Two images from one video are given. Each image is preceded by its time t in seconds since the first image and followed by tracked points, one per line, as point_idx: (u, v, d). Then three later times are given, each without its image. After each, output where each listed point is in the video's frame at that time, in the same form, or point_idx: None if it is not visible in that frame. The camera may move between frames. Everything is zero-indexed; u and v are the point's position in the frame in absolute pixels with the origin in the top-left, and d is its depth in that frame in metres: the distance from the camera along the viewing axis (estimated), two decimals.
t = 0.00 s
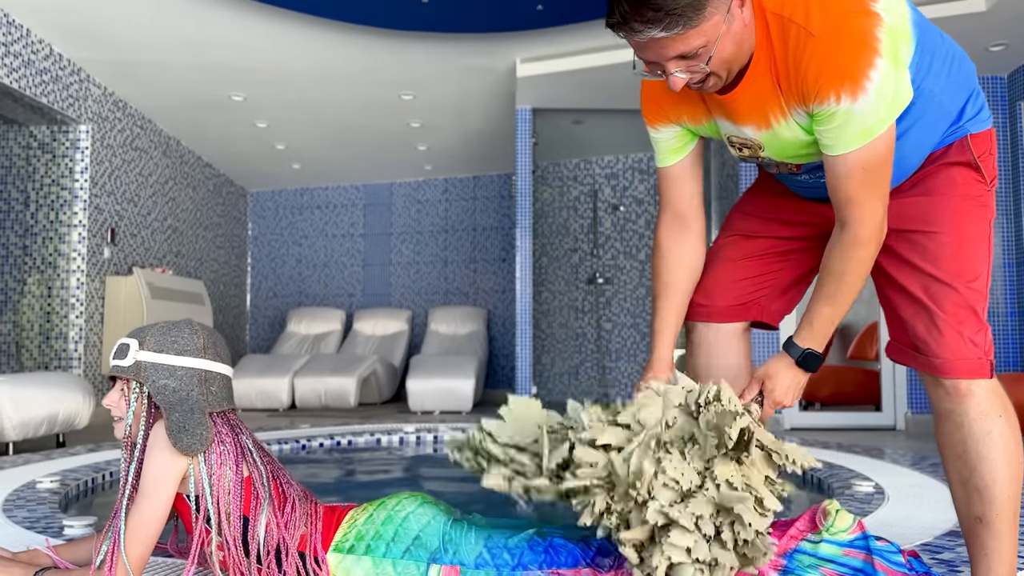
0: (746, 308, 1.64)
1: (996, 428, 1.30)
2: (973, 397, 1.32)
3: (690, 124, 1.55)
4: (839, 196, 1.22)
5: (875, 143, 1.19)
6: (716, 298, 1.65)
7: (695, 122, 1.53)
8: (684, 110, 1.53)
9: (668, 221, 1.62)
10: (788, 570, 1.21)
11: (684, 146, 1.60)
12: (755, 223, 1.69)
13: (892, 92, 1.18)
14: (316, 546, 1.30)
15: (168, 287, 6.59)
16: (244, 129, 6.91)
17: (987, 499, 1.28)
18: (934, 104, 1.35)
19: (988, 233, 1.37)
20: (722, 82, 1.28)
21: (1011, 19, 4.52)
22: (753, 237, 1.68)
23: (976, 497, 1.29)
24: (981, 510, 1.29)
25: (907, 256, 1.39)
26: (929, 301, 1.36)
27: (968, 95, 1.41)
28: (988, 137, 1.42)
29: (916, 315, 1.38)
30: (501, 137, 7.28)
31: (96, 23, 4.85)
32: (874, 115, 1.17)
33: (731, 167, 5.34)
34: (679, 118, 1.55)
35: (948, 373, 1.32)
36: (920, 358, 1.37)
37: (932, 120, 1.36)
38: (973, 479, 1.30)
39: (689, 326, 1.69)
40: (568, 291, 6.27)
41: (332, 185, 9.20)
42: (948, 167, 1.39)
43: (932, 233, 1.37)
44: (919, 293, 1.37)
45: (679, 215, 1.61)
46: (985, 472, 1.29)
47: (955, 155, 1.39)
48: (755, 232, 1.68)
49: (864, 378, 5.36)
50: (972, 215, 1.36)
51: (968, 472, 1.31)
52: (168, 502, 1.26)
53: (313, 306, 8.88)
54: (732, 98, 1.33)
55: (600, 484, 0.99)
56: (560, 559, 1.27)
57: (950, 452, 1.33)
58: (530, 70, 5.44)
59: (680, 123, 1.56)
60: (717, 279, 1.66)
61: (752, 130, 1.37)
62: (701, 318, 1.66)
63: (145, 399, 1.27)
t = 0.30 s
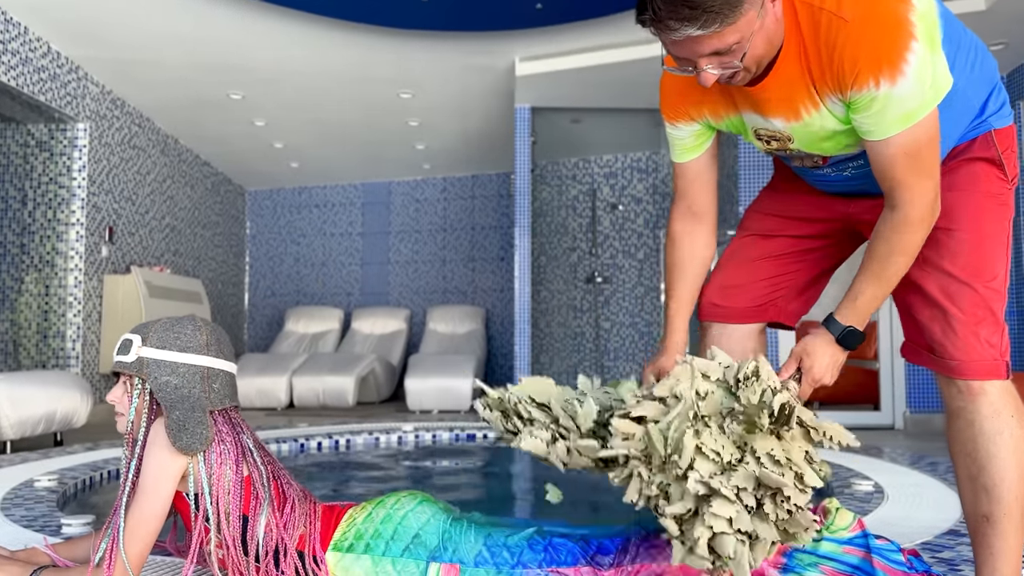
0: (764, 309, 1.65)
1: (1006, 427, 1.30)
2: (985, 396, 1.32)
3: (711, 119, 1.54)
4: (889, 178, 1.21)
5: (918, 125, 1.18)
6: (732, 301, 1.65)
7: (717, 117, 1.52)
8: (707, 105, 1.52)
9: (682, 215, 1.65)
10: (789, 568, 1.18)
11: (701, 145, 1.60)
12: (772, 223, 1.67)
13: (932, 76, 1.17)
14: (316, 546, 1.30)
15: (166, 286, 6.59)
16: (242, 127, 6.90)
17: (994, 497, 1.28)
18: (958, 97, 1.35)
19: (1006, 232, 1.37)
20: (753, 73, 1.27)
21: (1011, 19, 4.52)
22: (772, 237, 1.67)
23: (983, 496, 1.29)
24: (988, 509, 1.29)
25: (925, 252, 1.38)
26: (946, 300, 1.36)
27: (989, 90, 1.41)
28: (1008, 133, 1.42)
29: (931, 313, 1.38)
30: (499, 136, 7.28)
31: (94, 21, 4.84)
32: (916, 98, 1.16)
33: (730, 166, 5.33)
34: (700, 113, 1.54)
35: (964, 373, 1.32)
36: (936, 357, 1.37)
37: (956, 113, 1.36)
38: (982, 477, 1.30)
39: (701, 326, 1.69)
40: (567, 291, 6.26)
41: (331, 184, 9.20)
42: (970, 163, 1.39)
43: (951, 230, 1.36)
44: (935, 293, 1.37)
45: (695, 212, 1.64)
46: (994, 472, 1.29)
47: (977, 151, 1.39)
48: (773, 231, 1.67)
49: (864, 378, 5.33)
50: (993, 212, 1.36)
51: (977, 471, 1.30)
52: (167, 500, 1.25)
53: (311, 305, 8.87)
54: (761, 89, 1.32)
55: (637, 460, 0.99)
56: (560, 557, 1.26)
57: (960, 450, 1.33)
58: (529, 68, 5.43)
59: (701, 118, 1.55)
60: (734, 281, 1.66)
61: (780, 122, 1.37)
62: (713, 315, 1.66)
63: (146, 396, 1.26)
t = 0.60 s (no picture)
0: (765, 309, 1.66)
1: (1006, 427, 1.30)
2: (985, 395, 1.31)
3: (714, 119, 1.53)
4: (899, 168, 1.21)
5: (926, 120, 1.17)
6: (734, 301, 1.66)
7: (719, 117, 1.52)
8: (708, 104, 1.51)
9: (689, 212, 1.66)
10: (786, 568, 1.18)
11: (705, 145, 1.61)
12: (774, 223, 1.67)
13: (939, 70, 1.15)
14: (312, 544, 1.30)
15: (163, 285, 6.58)
16: (240, 126, 6.89)
17: (993, 497, 1.28)
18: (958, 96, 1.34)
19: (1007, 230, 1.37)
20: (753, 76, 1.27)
21: (1008, 18, 4.52)
22: (773, 237, 1.67)
23: (982, 495, 1.29)
24: (986, 508, 1.29)
25: (926, 252, 1.38)
26: (947, 300, 1.35)
27: (991, 88, 1.40)
28: (1011, 130, 1.41)
29: (932, 313, 1.38)
30: (497, 135, 7.28)
31: (92, 20, 4.84)
32: (922, 94, 1.15)
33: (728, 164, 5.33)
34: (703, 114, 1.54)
35: (966, 373, 1.32)
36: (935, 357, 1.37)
37: (957, 111, 1.35)
38: (981, 476, 1.30)
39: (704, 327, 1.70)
40: (565, 289, 6.17)
41: (329, 182, 9.19)
42: (971, 162, 1.38)
43: (951, 230, 1.36)
44: (937, 293, 1.37)
45: (701, 207, 1.66)
46: (993, 471, 1.29)
47: (979, 150, 1.38)
48: (774, 231, 1.67)
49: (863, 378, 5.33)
50: (994, 212, 1.36)
51: (976, 470, 1.30)
52: (163, 499, 1.25)
53: (309, 304, 8.87)
54: (762, 89, 1.31)
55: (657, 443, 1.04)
56: (557, 556, 1.26)
57: (959, 450, 1.33)
58: (527, 67, 5.43)
59: (705, 118, 1.54)
60: (736, 281, 1.67)
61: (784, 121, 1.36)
62: (718, 315, 1.67)
63: (145, 392, 1.26)
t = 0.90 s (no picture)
0: (759, 304, 1.64)
1: (1003, 424, 1.29)
2: (982, 392, 1.31)
3: (704, 120, 1.54)
4: (887, 170, 1.21)
5: (913, 121, 1.16)
6: (727, 296, 1.65)
7: (711, 116, 1.51)
8: (698, 104, 1.51)
9: (678, 210, 1.68)
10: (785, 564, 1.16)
11: (693, 145, 1.62)
12: (768, 219, 1.66)
13: (925, 72, 1.15)
14: (309, 542, 1.29)
15: (161, 283, 6.57)
16: (238, 124, 6.88)
17: (991, 494, 1.28)
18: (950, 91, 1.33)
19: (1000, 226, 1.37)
20: (728, 78, 1.27)
21: (1006, 17, 4.53)
22: (767, 235, 1.66)
23: (981, 493, 1.29)
24: (985, 505, 1.28)
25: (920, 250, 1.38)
26: (942, 298, 1.35)
27: (983, 83, 1.40)
28: (1003, 125, 1.41)
29: (927, 311, 1.37)
30: (495, 133, 7.27)
31: (89, 17, 4.82)
32: (909, 96, 1.15)
33: (726, 164, 5.34)
34: (695, 112, 1.53)
35: (963, 370, 1.32)
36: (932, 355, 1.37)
37: (948, 109, 1.34)
38: (979, 473, 1.30)
39: (699, 322, 1.69)
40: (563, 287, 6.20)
41: (327, 181, 9.18)
42: (964, 159, 1.38)
43: (946, 227, 1.36)
44: (931, 291, 1.36)
45: (689, 205, 1.67)
46: (991, 467, 1.28)
47: (972, 145, 1.38)
48: (768, 227, 1.66)
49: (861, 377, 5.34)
50: (986, 209, 1.36)
51: (974, 467, 1.30)
52: (160, 497, 1.24)
53: (307, 303, 8.85)
54: (749, 92, 1.31)
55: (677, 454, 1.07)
56: (556, 554, 1.26)
57: (957, 448, 1.33)
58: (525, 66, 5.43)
59: (694, 119, 1.55)
60: (729, 276, 1.66)
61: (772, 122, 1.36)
62: (712, 311, 1.66)
63: (145, 390, 1.25)
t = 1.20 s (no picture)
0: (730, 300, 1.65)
1: (986, 423, 1.30)
2: (962, 392, 1.32)
3: (669, 132, 1.53)
4: (826, 194, 1.17)
5: (849, 148, 1.14)
6: (698, 292, 1.66)
7: (675, 130, 1.50)
8: (663, 117, 1.50)
9: (634, 221, 1.62)
10: (781, 566, 1.19)
11: (659, 154, 1.59)
12: (738, 220, 1.67)
13: (865, 101, 1.13)
14: (308, 541, 1.29)
15: (159, 282, 6.57)
16: (236, 124, 6.88)
17: (978, 493, 1.29)
18: (912, 100, 1.31)
19: (970, 231, 1.36)
20: (674, 93, 1.25)
21: (1003, 17, 4.53)
22: (737, 234, 1.66)
23: (968, 492, 1.30)
24: (973, 505, 1.29)
25: (891, 257, 1.38)
26: (916, 302, 1.35)
27: (947, 90, 1.39)
28: (970, 130, 1.40)
29: (900, 317, 1.37)
30: (493, 133, 7.26)
31: (87, 17, 4.82)
32: (846, 124, 1.13)
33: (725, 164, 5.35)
34: (660, 125, 1.52)
35: (940, 373, 1.32)
36: (907, 360, 1.37)
37: (914, 118, 1.33)
38: (965, 473, 1.31)
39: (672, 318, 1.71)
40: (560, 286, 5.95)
41: (325, 180, 9.17)
42: (930, 166, 1.37)
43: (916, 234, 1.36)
44: (906, 295, 1.36)
45: (646, 217, 1.61)
46: (977, 467, 1.29)
47: (937, 152, 1.37)
48: (737, 228, 1.66)
49: (859, 376, 5.33)
50: (955, 214, 1.35)
51: (960, 467, 1.31)
52: (158, 498, 1.24)
53: (305, 303, 8.85)
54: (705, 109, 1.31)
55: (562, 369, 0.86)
56: (554, 554, 1.25)
57: (942, 448, 1.33)
58: (524, 66, 5.44)
59: (659, 130, 1.53)
60: (702, 273, 1.66)
61: (729, 139, 1.34)
62: (680, 307, 1.67)
63: (142, 392, 1.26)
